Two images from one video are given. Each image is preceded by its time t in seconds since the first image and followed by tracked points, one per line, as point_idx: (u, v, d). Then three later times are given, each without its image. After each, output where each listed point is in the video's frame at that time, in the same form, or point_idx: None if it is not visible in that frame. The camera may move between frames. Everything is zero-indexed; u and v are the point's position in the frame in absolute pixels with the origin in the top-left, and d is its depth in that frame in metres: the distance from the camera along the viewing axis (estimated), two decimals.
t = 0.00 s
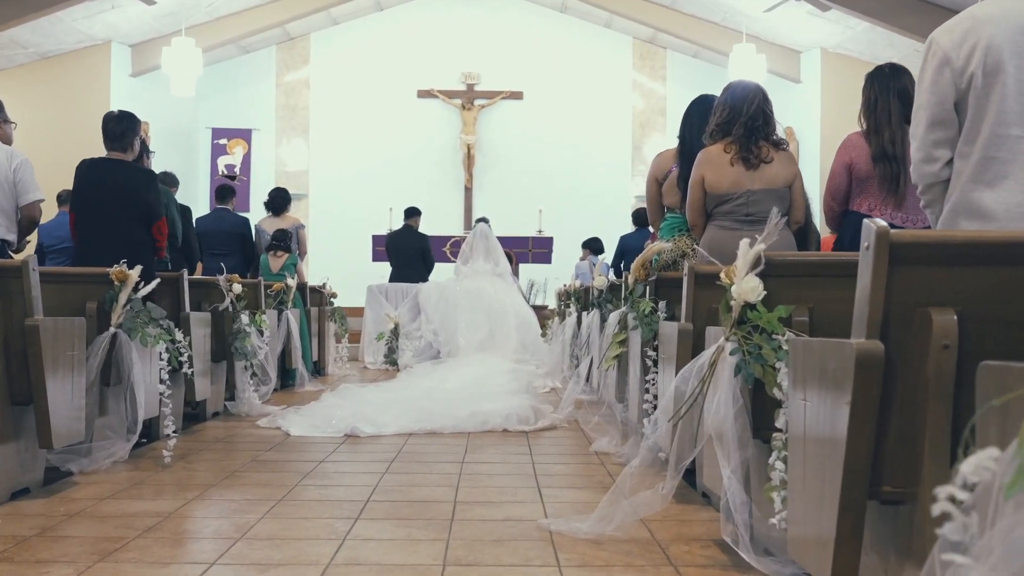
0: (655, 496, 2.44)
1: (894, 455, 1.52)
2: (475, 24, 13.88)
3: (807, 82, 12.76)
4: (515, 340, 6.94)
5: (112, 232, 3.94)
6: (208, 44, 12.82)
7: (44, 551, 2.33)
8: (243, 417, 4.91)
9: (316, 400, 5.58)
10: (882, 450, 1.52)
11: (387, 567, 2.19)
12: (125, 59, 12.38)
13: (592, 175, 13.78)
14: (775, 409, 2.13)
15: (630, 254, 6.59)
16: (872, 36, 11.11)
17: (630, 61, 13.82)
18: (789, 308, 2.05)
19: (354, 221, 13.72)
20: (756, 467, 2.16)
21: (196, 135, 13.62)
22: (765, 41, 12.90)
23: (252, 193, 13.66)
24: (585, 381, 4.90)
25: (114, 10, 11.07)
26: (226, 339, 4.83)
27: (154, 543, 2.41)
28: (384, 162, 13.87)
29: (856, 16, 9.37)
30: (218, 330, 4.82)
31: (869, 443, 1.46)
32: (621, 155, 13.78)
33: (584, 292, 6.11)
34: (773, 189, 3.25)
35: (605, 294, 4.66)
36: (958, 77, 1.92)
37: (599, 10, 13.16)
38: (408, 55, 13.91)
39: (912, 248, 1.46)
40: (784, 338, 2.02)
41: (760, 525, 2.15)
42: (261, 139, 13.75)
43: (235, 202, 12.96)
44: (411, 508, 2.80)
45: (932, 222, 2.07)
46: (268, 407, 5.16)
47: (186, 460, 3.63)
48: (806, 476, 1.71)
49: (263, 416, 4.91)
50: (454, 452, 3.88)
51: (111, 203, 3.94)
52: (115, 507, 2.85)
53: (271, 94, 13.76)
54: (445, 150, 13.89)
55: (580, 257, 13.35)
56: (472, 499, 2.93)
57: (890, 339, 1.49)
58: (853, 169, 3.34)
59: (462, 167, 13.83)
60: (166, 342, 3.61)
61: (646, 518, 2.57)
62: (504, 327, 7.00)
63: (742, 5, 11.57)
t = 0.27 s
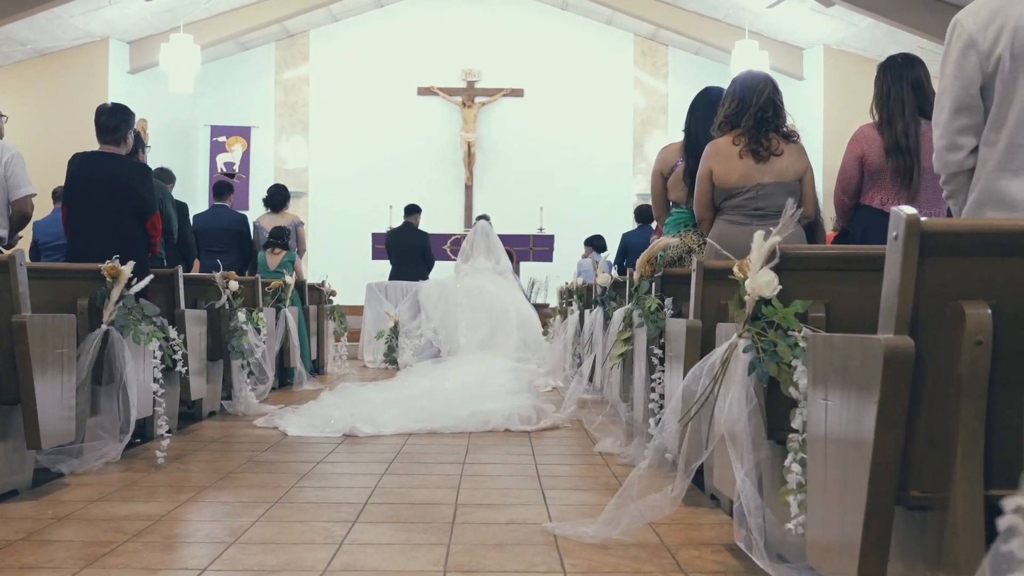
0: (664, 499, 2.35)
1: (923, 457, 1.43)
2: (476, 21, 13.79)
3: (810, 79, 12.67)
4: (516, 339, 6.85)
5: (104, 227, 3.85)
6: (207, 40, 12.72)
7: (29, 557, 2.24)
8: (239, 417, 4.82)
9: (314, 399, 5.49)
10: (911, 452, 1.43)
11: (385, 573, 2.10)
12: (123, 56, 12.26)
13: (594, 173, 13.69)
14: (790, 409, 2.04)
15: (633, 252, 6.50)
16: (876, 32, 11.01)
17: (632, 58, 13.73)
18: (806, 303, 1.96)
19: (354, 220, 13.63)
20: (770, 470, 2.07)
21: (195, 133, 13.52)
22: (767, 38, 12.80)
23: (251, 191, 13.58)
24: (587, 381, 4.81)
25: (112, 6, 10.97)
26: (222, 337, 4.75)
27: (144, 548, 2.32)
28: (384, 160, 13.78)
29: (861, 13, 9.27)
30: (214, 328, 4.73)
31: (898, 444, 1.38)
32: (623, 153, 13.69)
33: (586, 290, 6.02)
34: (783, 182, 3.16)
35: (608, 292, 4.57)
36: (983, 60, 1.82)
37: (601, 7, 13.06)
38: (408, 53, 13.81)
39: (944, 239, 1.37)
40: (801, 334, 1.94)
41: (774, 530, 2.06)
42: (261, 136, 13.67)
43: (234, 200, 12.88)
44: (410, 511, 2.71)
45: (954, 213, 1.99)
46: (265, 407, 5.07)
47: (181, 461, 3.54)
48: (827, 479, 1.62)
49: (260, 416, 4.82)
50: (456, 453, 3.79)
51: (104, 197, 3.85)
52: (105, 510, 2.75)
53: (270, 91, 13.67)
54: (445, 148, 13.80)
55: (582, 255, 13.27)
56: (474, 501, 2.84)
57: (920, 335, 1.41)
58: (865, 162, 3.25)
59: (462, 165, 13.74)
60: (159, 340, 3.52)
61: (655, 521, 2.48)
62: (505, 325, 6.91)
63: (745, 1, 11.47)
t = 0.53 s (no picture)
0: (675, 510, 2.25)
1: (955, 470, 1.34)
2: (477, 19, 13.69)
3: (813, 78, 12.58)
4: (518, 340, 6.76)
5: (96, 226, 3.76)
6: (206, 39, 12.62)
7: (13, 569, 2.15)
8: (236, 420, 4.73)
9: (312, 402, 5.40)
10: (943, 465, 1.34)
11: None
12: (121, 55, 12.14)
13: (595, 173, 13.60)
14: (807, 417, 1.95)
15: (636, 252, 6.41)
16: (881, 30, 10.91)
17: (634, 57, 13.64)
18: (825, 306, 1.87)
19: (353, 219, 13.55)
20: (786, 480, 1.97)
21: (194, 132, 13.43)
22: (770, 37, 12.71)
23: (251, 191, 13.49)
24: (590, 382, 4.72)
25: (111, 4, 10.86)
26: (218, 339, 4.66)
27: (132, 560, 2.23)
28: (384, 159, 13.69)
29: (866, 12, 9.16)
30: (211, 330, 4.65)
31: (931, 457, 1.28)
32: (625, 152, 13.61)
33: (589, 290, 5.93)
34: (794, 180, 3.07)
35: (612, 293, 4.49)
36: (1012, 51, 1.73)
37: (603, 6, 12.97)
38: (409, 52, 13.73)
39: (981, 237, 1.28)
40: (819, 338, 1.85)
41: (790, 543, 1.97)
42: (260, 136, 13.58)
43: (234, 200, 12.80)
44: (410, 520, 2.62)
45: (980, 211, 1.90)
46: (262, 409, 4.98)
47: (174, 466, 3.44)
48: (851, 492, 1.53)
49: (257, 419, 4.72)
50: (458, 458, 3.70)
51: (96, 195, 3.76)
52: (94, 518, 2.66)
53: (270, 91, 13.58)
54: (446, 147, 13.71)
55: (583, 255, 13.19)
56: (476, 510, 2.75)
57: (952, 341, 1.32)
58: (878, 159, 3.17)
59: (463, 164, 13.65)
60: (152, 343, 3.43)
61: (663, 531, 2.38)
62: (506, 326, 6.83)
63: None
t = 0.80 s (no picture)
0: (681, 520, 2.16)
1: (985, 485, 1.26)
2: (477, 19, 13.61)
3: (815, 78, 12.49)
4: (517, 341, 6.69)
5: (85, 224, 3.67)
6: (204, 39, 12.53)
7: None
8: (231, 423, 4.65)
9: (309, 405, 5.31)
10: (971, 479, 1.26)
11: None
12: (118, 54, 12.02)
13: (596, 173, 13.52)
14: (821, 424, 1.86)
15: (637, 252, 6.33)
16: (883, 29, 10.82)
17: (634, 56, 13.55)
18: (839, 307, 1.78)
19: (352, 220, 13.46)
20: (799, 491, 1.88)
21: (192, 132, 13.35)
22: (772, 36, 12.62)
23: (249, 192, 13.40)
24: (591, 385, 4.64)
25: (108, 3, 10.76)
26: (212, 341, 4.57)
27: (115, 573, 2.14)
28: (383, 159, 13.59)
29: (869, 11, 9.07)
30: (205, 331, 4.56)
31: (960, 472, 1.20)
32: (625, 153, 13.51)
33: (590, 290, 5.84)
34: (801, 177, 2.98)
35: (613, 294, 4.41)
36: None
37: (604, 5, 12.89)
38: (408, 51, 13.64)
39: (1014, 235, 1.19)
40: (832, 341, 1.76)
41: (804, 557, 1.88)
42: (259, 136, 13.49)
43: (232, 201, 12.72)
44: (405, 530, 2.53)
45: (1002, 207, 1.81)
46: (257, 413, 4.89)
47: (164, 472, 3.35)
48: (870, 505, 1.45)
49: (252, 422, 4.64)
50: (455, 463, 3.61)
51: (86, 192, 3.67)
52: (78, 528, 2.57)
53: (268, 90, 13.49)
54: (446, 148, 13.62)
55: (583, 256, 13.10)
56: (473, 519, 2.66)
57: (981, 348, 1.23)
58: (888, 156, 3.09)
59: (462, 165, 13.56)
60: (141, 346, 3.34)
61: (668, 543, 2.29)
62: (505, 327, 6.75)
63: None
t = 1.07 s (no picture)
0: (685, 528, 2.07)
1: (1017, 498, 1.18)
2: (476, 16, 13.52)
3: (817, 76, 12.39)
4: (517, 341, 6.60)
5: (72, 220, 3.58)
6: (202, 36, 12.42)
7: None
8: (224, 424, 4.56)
9: (304, 406, 5.22)
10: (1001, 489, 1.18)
11: None
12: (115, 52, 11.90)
13: (596, 171, 13.42)
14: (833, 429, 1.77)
15: (637, 250, 6.23)
16: (886, 26, 10.72)
17: (635, 54, 13.46)
18: (852, 306, 1.69)
19: (351, 218, 13.36)
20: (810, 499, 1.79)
21: (190, 130, 13.25)
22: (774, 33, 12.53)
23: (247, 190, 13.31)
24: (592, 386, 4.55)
25: None
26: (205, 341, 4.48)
27: None
28: (382, 157, 13.50)
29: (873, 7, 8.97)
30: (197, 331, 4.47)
31: (991, 483, 1.11)
32: (626, 151, 13.42)
33: (590, 290, 5.75)
34: (808, 172, 2.89)
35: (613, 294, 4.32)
36: None
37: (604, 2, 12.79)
38: (407, 49, 13.55)
39: None
40: (846, 341, 1.66)
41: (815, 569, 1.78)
42: (257, 134, 13.40)
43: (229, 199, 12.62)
44: (398, 537, 2.43)
45: None
46: (251, 414, 4.80)
47: (152, 476, 3.26)
48: (890, 515, 1.36)
49: (246, 424, 4.55)
50: (452, 466, 3.52)
51: (74, 186, 3.58)
52: (59, 535, 2.48)
53: (267, 88, 13.40)
54: (445, 146, 13.53)
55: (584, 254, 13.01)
56: (470, 525, 2.57)
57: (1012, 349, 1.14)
58: (898, 150, 3.00)
59: (462, 162, 13.46)
60: (129, 345, 3.24)
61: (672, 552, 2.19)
62: (505, 326, 6.66)
63: None
